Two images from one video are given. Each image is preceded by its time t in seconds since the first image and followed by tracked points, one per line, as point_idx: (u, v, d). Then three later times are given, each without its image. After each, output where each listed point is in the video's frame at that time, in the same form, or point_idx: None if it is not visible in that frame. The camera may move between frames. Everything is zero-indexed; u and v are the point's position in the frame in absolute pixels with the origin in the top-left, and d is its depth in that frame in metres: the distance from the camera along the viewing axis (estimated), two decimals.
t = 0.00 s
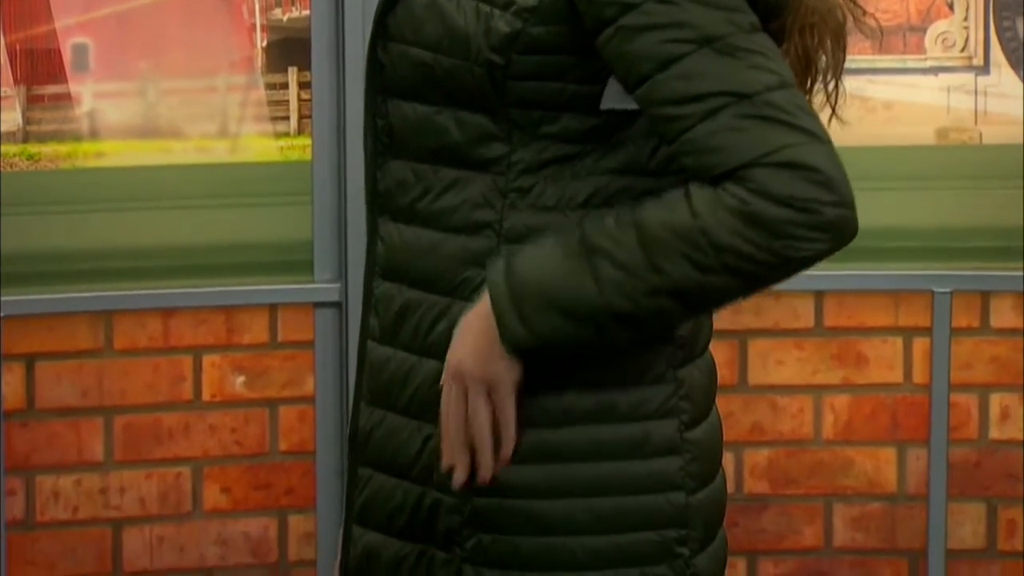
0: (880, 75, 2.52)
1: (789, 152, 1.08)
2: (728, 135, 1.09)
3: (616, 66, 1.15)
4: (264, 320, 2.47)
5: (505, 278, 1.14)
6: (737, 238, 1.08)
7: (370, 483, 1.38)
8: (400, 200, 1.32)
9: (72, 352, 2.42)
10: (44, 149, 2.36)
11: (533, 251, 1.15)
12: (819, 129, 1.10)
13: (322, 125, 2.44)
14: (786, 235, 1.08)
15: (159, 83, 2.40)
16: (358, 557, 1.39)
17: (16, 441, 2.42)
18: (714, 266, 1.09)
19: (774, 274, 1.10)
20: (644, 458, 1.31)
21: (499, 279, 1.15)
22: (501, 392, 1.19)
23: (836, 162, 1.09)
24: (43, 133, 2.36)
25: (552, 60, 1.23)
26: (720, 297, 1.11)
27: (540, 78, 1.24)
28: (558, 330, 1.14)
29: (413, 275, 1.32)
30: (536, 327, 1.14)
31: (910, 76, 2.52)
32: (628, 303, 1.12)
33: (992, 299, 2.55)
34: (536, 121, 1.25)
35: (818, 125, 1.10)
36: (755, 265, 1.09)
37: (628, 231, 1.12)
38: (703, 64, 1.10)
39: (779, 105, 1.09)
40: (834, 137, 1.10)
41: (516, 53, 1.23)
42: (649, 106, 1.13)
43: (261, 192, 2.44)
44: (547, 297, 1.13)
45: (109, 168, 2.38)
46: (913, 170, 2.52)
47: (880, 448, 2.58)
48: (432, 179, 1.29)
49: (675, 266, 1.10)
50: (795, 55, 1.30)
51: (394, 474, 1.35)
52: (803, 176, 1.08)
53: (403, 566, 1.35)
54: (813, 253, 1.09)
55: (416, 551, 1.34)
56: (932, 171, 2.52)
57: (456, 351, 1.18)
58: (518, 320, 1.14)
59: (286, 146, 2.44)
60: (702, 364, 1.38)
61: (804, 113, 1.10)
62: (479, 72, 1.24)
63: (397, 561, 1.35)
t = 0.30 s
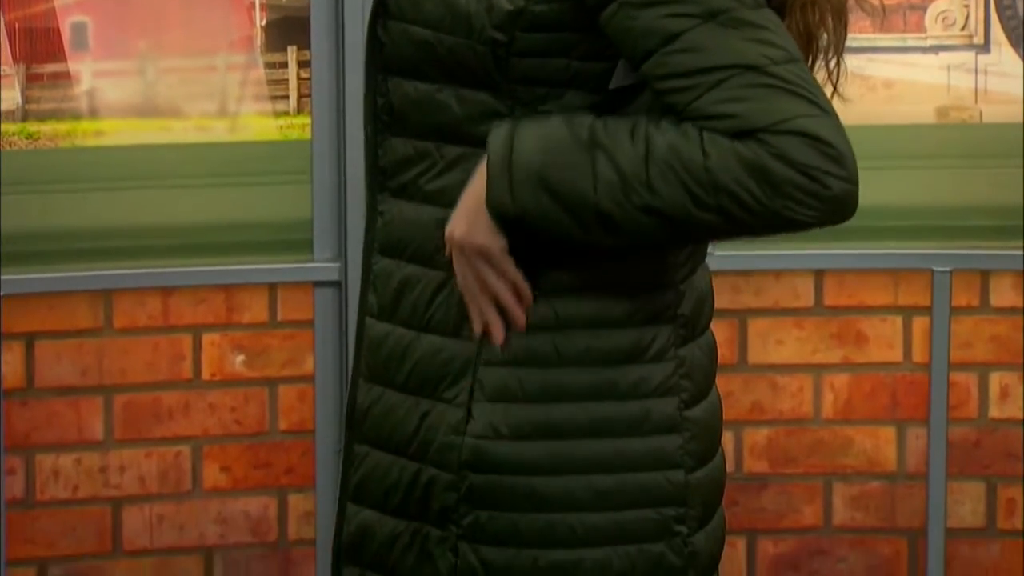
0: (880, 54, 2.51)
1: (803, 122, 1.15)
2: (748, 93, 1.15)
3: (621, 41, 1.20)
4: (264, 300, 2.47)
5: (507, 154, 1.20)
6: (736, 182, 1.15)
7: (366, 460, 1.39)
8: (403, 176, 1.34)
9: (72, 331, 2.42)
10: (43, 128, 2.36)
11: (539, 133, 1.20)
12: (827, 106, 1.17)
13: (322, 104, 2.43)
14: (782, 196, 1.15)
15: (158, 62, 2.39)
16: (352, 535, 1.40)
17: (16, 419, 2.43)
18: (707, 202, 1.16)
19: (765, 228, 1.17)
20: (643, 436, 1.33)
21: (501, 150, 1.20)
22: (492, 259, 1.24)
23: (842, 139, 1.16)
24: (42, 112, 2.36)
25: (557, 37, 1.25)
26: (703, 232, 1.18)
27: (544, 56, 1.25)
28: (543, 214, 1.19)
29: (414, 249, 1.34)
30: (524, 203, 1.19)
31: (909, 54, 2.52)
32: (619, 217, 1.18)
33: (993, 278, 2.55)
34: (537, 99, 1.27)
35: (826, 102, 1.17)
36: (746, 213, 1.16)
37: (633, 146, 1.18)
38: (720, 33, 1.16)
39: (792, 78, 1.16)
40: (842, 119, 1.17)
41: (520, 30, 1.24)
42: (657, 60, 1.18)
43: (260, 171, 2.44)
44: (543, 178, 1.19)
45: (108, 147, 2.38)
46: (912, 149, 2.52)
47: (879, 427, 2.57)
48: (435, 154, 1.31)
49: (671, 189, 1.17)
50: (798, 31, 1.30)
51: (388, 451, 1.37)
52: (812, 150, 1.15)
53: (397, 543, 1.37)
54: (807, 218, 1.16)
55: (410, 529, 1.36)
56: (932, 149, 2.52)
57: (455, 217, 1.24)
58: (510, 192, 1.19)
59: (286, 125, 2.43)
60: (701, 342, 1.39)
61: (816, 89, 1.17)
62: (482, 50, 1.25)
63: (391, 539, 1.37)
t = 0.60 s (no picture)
0: (880, 32, 2.50)
1: (803, 96, 1.16)
2: (749, 72, 1.17)
3: (622, 16, 1.21)
4: (263, 278, 2.47)
5: (511, 139, 1.21)
6: (736, 157, 1.17)
7: (366, 437, 1.39)
8: (407, 155, 1.33)
9: (73, 309, 2.42)
10: (42, 105, 2.36)
11: (541, 116, 1.22)
12: (830, 80, 1.19)
13: (322, 82, 2.42)
14: (784, 170, 1.17)
15: (158, 40, 2.39)
16: (352, 511, 1.40)
17: (16, 398, 2.43)
18: (709, 179, 1.18)
19: (767, 203, 1.19)
20: (641, 413, 1.33)
21: (503, 135, 1.22)
22: (480, 233, 1.28)
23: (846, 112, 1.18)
24: (41, 89, 2.36)
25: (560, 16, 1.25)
26: (707, 209, 1.20)
27: (546, 34, 1.26)
28: (547, 199, 1.21)
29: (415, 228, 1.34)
30: (528, 187, 1.21)
31: (909, 31, 2.51)
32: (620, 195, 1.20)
33: (993, 256, 2.55)
34: (541, 80, 1.28)
35: (829, 76, 1.19)
36: (748, 188, 1.18)
37: (634, 125, 1.20)
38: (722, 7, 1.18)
39: (795, 53, 1.18)
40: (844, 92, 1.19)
41: (523, 8, 1.25)
42: (657, 46, 1.20)
43: (260, 148, 2.43)
44: (545, 162, 1.21)
45: (107, 124, 2.38)
46: (914, 127, 2.52)
47: (879, 405, 2.58)
48: (438, 135, 1.30)
49: (672, 169, 1.18)
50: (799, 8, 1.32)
51: (388, 428, 1.37)
52: (814, 123, 1.16)
53: (396, 519, 1.36)
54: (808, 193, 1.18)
55: (408, 506, 1.36)
56: (933, 127, 2.51)
57: (458, 171, 1.26)
58: (513, 177, 1.22)
59: (286, 102, 2.43)
60: (700, 318, 1.39)
61: (818, 63, 1.18)
62: (484, 29, 1.26)
63: (390, 515, 1.37)
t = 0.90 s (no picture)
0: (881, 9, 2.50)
1: (809, 57, 1.13)
2: (748, 40, 1.15)
3: None
4: (263, 255, 2.47)
5: (525, 167, 1.19)
6: (754, 137, 1.14)
7: (373, 415, 1.38)
8: (411, 138, 1.31)
9: (72, 286, 2.42)
10: (42, 82, 2.36)
11: (552, 143, 1.19)
12: (839, 35, 1.15)
13: (320, 57, 2.42)
14: (804, 137, 1.13)
15: (157, 17, 2.38)
16: (361, 487, 1.40)
17: (15, 374, 2.43)
18: (731, 165, 1.15)
19: (799, 177, 1.15)
20: (640, 390, 1.32)
21: (518, 169, 1.19)
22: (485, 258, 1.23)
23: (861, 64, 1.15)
24: (41, 66, 2.36)
25: None
26: (737, 196, 1.16)
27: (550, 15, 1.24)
28: (573, 224, 1.18)
29: (413, 210, 1.32)
30: (550, 217, 1.18)
31: (910, 8, 2.50)
32: (646, 202, 1.17)
33: (993, 232, 2.55)
34: (545, 64, 1.26)
35: (837, 32, 1.16)
36: (773, 166, 1.14)
37: (649, 130, 1.17)
38: None
39: (796, 14, 1.15)
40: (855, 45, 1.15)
41: None
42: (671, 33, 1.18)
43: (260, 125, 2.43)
44: (562, 188, 1.18)
45: (107, 102, 2.37)
46: (915, 104, 2.52)
47: (879, 381, 2.58)
48: (440, 118, 1.29)
49: (691, 163, 1.15)
50: None
51: (391, 406, 1.36)
52: (827, 81, 1.13)
53: (397, 497, 1.36)
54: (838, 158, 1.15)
55: (409, 484, 1.35)
56: (936, 106, 2.52)
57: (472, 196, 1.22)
58: (533, 212, 1.18)
59: (285, 79, 2.42)
60: (698, 295, 1.40)
61: (821, 21, 1.15)
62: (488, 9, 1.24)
63: (393, 493, 1.36)
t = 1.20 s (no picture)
0: None
1: (813, 16, 1.13)
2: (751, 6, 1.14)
3: None
4: (263, 231, 2.47)
5: (536, 156, 1.17)
6: (764, 102, 1.13)
7: (372, 389, 1.38)
8: (415, 110, 1.30)
9: (73, 261, 2.42)
10: (42, 57, 2.34)
11: (561, 132, 1.18)
12: None
13: (321, 33, 2.42)
14: (813, 98, 1.12)
15: None
16: (359, 462, 1.39)
17: (16, 348, 2.43)
18: (742, 136, 1.13)
19: (812, 142, 1.14)
20: (642, 363, 1.32)
21: (528, 164, 1.17)
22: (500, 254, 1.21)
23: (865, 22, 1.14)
24: (41, 41, 2.35)
25: None
26: (752, 170, 1.15)
27: None
28: (589, 213, 1.17)
29: (414, 181, 1.32)
30: (565, 209, 1.17)
31: None
32: (660, 181, 1.15)
33: (994, 208, 2.55)
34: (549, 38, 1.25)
35: None
36: (787, 132, 1.13)
37: (657, 107, 1.16)
38: None
39: None
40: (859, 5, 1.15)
41: None
42: (674, 4, 1.18)
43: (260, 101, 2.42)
44: (575, 178, 1.16)
45: (108, 76, 2.36)
46: (917, 79, 2.51)
47: (879, 356, 2.58)
48: (446, 91, 1.28)
49: (702, 137, 1.14)
50: None
51: (391, 380, 1.36)
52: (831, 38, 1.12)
53: (396, 471, 1.35)
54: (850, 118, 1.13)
55: (409, 458, 1.35)
56: (938, 80, 2.51)
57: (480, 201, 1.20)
58: (546, 202, 1.17)
59: (285, 54, 2.42)
60: (701, 271, 1.38)
61: None
62: None
63: (392, 466, 1.36)
